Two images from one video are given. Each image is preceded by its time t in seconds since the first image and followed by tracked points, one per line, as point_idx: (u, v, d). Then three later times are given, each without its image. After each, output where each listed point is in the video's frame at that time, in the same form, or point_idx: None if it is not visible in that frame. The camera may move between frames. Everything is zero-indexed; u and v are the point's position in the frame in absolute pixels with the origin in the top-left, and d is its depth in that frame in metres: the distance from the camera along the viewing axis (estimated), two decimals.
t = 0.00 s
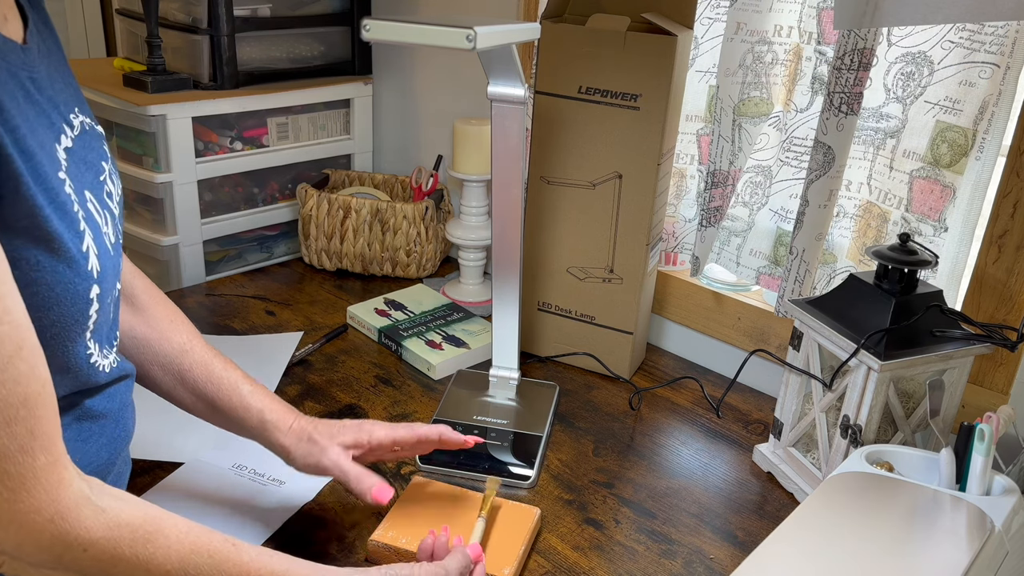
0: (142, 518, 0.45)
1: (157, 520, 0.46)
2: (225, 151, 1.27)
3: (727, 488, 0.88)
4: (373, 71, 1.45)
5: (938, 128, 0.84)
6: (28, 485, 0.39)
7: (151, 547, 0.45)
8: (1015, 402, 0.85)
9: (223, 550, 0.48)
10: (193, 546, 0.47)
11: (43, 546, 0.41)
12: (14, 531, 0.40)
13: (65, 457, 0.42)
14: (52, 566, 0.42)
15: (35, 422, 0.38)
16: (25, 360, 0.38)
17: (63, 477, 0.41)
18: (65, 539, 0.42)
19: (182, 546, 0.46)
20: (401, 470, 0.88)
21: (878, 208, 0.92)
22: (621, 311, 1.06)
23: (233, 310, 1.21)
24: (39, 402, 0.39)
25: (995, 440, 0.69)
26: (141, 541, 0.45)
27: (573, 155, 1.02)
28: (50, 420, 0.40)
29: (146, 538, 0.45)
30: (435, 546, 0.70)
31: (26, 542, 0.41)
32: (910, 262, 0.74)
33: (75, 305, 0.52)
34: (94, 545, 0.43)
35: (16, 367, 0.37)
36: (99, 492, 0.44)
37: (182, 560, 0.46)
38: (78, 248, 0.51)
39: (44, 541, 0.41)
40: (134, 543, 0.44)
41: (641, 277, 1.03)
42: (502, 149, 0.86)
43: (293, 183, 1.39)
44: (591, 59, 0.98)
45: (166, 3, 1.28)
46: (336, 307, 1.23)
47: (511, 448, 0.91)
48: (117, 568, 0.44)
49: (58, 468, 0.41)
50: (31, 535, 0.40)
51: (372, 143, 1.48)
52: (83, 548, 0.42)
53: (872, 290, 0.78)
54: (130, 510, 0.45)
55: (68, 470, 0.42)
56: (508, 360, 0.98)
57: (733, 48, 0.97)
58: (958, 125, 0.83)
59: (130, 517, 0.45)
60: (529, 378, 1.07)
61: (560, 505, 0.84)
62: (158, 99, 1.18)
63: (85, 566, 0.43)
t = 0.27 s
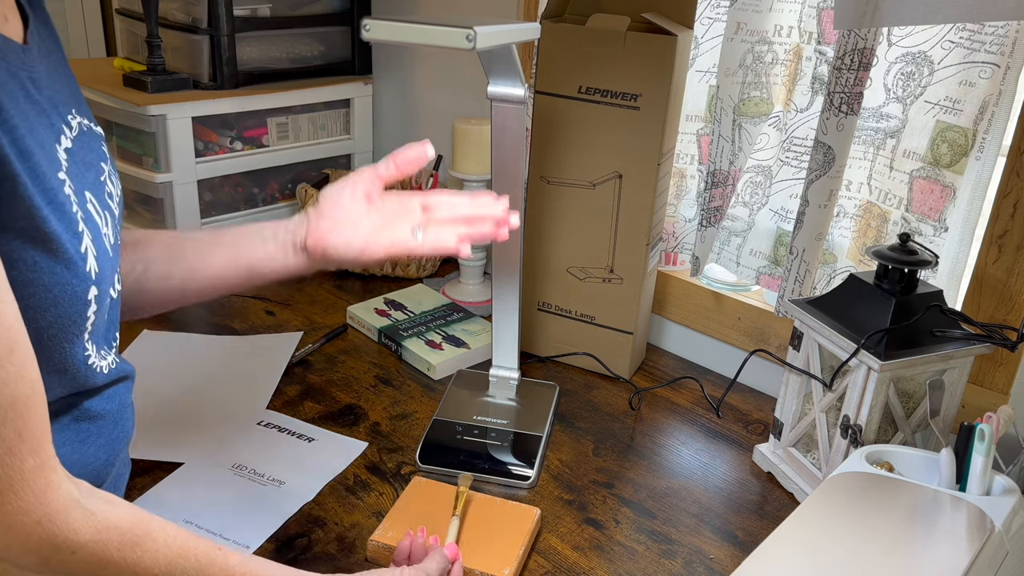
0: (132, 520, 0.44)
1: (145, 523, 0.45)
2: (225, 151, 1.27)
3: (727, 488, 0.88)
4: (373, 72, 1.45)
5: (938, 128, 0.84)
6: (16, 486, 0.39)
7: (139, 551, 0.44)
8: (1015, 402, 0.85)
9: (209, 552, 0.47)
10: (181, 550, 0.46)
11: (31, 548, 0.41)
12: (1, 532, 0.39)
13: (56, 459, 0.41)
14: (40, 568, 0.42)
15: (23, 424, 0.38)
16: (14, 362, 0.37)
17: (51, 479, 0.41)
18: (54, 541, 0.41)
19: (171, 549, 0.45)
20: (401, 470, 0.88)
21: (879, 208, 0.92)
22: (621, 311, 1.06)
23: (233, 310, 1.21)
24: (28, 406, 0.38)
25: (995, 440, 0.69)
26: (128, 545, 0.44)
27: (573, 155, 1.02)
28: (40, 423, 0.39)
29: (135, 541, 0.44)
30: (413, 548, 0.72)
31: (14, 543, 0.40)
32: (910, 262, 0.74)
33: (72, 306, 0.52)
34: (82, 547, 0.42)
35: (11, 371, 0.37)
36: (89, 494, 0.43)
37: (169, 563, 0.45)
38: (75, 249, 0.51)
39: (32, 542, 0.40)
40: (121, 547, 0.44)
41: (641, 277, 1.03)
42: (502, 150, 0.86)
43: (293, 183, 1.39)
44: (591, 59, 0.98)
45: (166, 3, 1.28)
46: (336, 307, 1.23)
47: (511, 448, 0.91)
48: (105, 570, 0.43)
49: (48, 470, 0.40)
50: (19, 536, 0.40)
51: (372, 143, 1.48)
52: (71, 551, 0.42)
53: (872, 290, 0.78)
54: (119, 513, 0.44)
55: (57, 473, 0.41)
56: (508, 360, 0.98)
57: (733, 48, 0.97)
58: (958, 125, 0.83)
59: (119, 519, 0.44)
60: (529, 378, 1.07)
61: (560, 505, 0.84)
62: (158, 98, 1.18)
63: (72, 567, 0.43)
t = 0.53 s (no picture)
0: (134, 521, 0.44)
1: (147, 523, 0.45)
2: (225, 151, 1.27)
3: (727, 488, 0.88)
4: (373, 72, 1.45)
5: (938, 127, 0.84)
6: (21, 485, 0.39)
7: (140, 551, 0.44)
8: (1015, 402, 0.85)
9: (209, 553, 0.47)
10: (182, 551, 0.46)
11: (34, 546, 0.41)
12: (3, 530, 0.39)
13: (58, 458, 0.41)
14: (41, 567, 0.42)
15: (28, 423, 0.38)
16: (20, 359, 0.37)
17: (55, 478, 0.41)
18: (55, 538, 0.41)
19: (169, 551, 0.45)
20: (401, 470, 0.88)
21: (878, 208, 0.92)
22: (621, 310, 1.06)
23: (233, 310, 1.21)
24: (32, 404, 0.38)
25: (995, 440, 0.69)
26: (131, 544, 0.44)
27: (573, 155, 1.02)
28: (43, 422, 0.39)
29: (137, 541, 0.44)
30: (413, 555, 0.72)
31: (17, 542, 0.40)
32: (910, 262, 0.74)
33: (75, 304, 0.52)
34: (84, 546, 0.42)
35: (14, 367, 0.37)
36: (92, 492, 0.43)
37: (170, 564, 0.45)
38: (77, 247, 0.51)
39: (35, 541, 0.40)
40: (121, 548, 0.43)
41: (641, 277, 1.03)
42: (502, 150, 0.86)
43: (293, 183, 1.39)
44: (591, 59, 0.98)
45: (166, 3, 1.28)
46: (336, 307, 1.23)
47: (511, 448, 0.91)
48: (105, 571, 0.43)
49: (51, 469, 0.40)
50: (22, 534, 0.40)
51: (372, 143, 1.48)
52: (72, 550, 0.42)
53: (872, 290, 0.78)
54: (122, 512, 0.44)
55: (60, 472, 0.41)
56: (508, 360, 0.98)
57: (734, 48, 0.97)
58: (958, 125, 0.83)
59: (120, 520, 0.44)
60: (529, 378, 1.07)
61: (560, 505, 0.84)
62: (158, 99, 1.18)
63: (73, 566, 0.43)
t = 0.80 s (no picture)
0: (132, 521, 0.45)
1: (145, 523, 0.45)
2: (225, 151, 1.27)
3: (727, 488, 0.88)
4: (373, 71, 1.45)
5: (938, 128, 0.84)
6: (19, 483, 0.39)
7: (139, 551, 0.44)
8: (1015, 402, 0.85)
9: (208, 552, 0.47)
10: (181, 550, 0.46)
11: (33, 544, 0.41)
12: (2, 527, 0.39)
13: (58, 456, 0.41)
14: (41, 565, 0.42)
15: (26, 421, 0.38)
16: (17, 358, 0.37)
17: (54, 476, 0.41)
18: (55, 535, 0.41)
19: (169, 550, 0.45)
20: (401, 470, 0.88)
21: (879, 208, 0.92)
22: (621, 310, 1.05)
23: (233, 310, 1.21)
24: (30, 402, 0.38)
25: (995, 440, 0.69)
26: (130, 543, 0.44)
27: (573, 155, 1.02)
28: (42, 420, 0.39)
29: (135, 540, 0.44)
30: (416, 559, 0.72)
31: (16, 539, 0.40)
32: (910, 262, 0.74)
33: (70, 304, 0.52)
34: (83, 545, 0.42)
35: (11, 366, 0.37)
36: (91, 491, 0.43)
37: (169, 563, 0.45)
38: (74, 247, 0.52)
39: (34, 538, 0.40)
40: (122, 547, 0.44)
41: (641, 277, 1.03)
42: (502, 150, 0.86)
43: (293, 183, 1.39)
44: (591, 59, 0.98)
45: (166, 3, 1.28)
46: (336, 307, 1.23)
47: (511, 448, 0.91)
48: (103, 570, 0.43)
49: (50, 466, 0.40)
50: (21, 532, 0.40)
51: (372, 143, 1.48)
52: (72, 548, 0.42)
53: (872, 290, 0.78)
54: (121, 512, 0.44)
55: (59, 470, 0.41)
56: (508, 360, 0.98)
57: (733, 48, 0.97)
58: (958, 125, 0.83)
59: (118, 520, 0.44)
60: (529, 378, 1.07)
61: (561, 505, 0.84)
62: (158, 99, 1.18)
63: (72, 565, 0.43)
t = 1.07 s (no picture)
0: (133, 520, 0.45)
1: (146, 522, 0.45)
2: (225, 151, 1.27)
3: (726, 488, 0.88)
4: (373, 71, 1.45)
5: (938, 127, 0.84)
6: (19, 481, 0.39)
7: (139, 549, 0.44)
8: (1015, 402, 0.85)
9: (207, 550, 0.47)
10: (181, 549, 0.46)
11: (34, 542, 0.41)
12: (3, 525, 0.39)
13: (59, 454, 0.41)
14: (41, 562, 0.42)
15: (27, 419, 0.38)
16: (17, 357, 0.37)
17: (55, 475, 0.41)
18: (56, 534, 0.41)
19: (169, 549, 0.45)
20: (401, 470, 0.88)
21: (878, 208, 0.92)
22: (621, 311, 1.05)
23: (233, 310, 1.21)
24: (31, 401, 0.38)
25: (995, 440, 0.69)
26: (130, 542, 0.44)
27: (573, 155, 1.02)
28: (42, 418, 0.39)
29: (135, 539, 0.44)
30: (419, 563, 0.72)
31: (17, 538, 0.40)
32: (910, 262, 0.74)
33: (70, 305, 0.52)
34: (83, 543, 0.42)
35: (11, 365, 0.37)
36: (91, 490, 0.43)
37: (169, 563, 0.45)
38: (73, 248, 0.52)
39: (35, 536, 0.40)
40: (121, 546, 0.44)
41: (641, 277, 1.03)
42: (501, 150, 0.86)
43: (293, 183, 1.39)
44: (590, 59, 0.98)
45: (166, 3, 1.28)
46: (336, 307, 1.23)
47: (511, 448, 0.90)
48: (103, 569, 0.43)
49: (51, 464, 0.40)
50: (21, 530, 0.40)
51: (372, 143, 1.48)
52: (71, 547, 0.42)
53: (873, 290, 0.78)
54: (121, 510, 0.44)
55: (60, 469, 0.41)
56: (508, 360, 0.98)
57: (734, 48, 0.97)
58: (958, 125, 0.83)
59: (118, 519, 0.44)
60: (529, 378, 1.07)
61: (561, 505, 0.84)
62: (158, 99, 1.18)
63: (73, 563, 0.43)
